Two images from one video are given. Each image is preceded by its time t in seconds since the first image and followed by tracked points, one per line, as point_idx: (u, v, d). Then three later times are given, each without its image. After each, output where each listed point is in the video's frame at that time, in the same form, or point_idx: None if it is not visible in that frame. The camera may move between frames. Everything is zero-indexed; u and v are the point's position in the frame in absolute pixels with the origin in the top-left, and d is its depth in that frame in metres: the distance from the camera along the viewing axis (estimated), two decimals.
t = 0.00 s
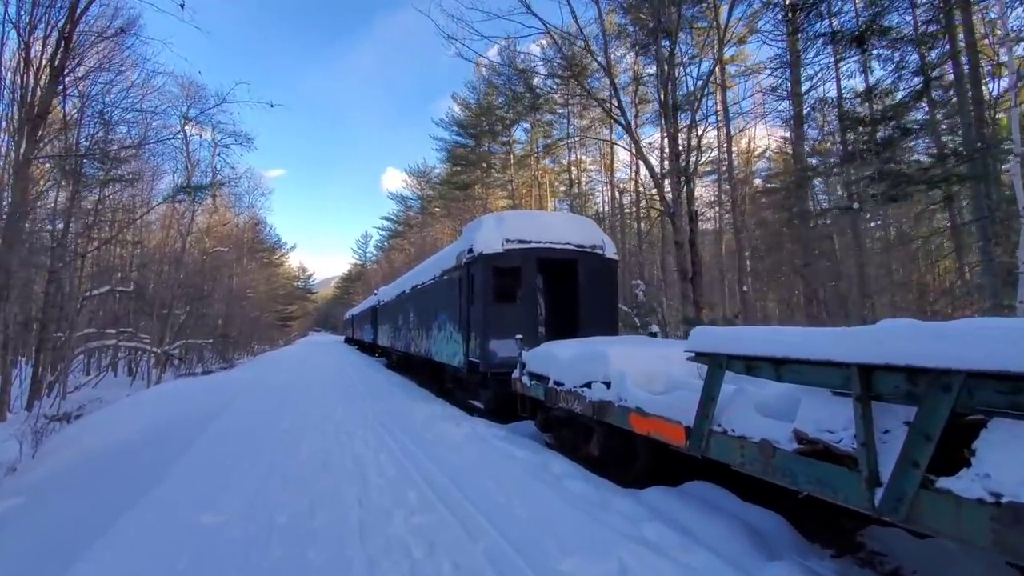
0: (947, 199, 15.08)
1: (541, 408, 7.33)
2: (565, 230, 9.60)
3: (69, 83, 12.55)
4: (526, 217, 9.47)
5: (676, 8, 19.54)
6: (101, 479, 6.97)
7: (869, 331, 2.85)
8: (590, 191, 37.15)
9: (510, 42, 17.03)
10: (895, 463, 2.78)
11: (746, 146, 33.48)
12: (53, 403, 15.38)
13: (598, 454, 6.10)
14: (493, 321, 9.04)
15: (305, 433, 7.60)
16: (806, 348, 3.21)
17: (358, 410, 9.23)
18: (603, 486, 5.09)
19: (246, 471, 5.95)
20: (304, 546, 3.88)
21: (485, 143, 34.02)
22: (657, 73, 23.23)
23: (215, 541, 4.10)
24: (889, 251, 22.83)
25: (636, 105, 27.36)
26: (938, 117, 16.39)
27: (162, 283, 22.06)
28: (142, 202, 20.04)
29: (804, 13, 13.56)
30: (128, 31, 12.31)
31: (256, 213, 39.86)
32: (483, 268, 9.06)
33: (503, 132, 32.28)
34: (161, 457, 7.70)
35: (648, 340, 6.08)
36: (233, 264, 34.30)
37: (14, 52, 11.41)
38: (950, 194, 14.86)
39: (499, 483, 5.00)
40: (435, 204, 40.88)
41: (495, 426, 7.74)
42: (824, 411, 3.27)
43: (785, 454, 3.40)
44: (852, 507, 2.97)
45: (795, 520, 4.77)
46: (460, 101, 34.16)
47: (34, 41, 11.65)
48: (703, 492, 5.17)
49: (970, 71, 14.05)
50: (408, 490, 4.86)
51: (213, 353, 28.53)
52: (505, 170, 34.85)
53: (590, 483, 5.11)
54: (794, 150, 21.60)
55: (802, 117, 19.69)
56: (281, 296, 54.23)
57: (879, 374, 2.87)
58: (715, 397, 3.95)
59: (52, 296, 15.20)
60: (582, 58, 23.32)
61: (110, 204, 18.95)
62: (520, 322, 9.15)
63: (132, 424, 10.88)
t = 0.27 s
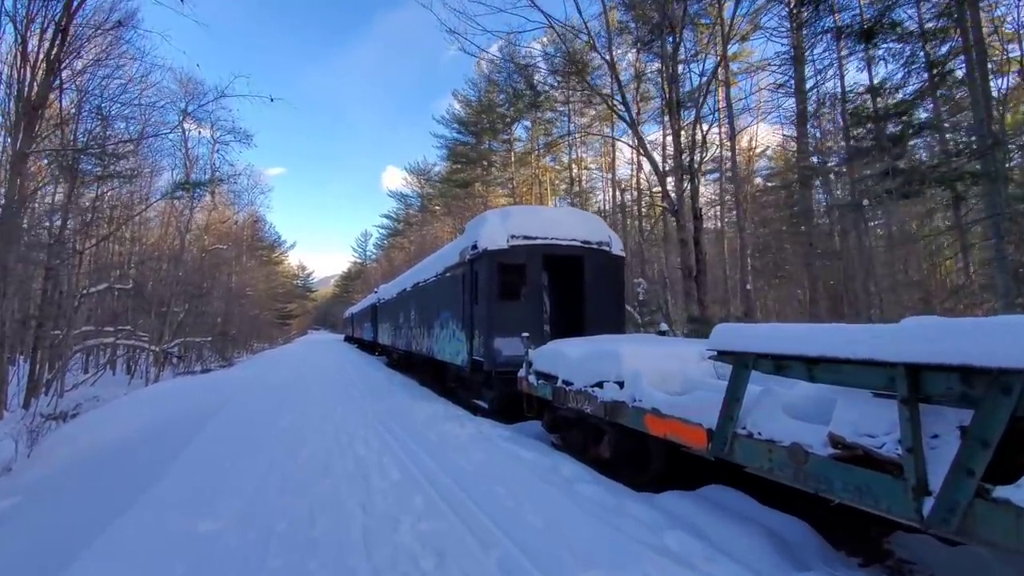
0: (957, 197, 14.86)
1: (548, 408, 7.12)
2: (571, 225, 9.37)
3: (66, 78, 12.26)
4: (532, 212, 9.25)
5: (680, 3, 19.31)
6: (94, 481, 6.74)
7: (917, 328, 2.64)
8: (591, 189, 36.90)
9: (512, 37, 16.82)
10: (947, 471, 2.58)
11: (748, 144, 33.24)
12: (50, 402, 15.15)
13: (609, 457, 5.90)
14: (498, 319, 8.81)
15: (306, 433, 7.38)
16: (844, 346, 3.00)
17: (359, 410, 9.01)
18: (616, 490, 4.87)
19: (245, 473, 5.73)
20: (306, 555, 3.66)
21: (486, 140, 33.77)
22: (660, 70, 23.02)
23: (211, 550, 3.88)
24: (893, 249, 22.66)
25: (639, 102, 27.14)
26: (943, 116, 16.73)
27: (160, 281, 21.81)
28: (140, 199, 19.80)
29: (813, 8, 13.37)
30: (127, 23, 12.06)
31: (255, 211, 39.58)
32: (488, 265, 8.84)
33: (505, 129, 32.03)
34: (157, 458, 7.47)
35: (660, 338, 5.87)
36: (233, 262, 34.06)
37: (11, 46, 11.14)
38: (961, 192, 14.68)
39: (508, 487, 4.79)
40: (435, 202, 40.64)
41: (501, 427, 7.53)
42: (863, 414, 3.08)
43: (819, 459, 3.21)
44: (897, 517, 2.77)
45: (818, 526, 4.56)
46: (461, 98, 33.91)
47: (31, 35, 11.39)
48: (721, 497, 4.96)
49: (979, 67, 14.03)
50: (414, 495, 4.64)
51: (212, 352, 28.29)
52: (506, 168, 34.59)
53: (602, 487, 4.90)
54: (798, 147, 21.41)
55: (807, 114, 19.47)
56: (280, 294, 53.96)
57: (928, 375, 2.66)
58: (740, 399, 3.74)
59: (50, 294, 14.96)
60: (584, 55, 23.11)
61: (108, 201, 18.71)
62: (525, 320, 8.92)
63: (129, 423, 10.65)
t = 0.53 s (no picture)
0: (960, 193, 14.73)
1: (552, 409, 6.92)
2: (573, 221, 9.15)
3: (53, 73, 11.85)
4: (533, 208, 9.02)
5: None
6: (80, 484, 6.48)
7: (969, 328, 2.46)
8: (587, 186, 36.71)
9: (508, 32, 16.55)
10: (1001, 483, 2.39)
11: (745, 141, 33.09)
12: (39, 402, 14.82)
13: (616, 459, 5.69)
14: (498, 317, 8.58)
15: (302, 435, 7.15)
16: (882, 347, 2.82)
17: (357, 410, 8.78)
18: (628, 496, 4.66)
19: (238, 478, 5.49)
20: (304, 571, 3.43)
21: (482, 137, 33.51)
22: (657, 66, 22.85)
23: (202, 564, 3.65)
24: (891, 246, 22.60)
25: (636, 99, 26.94)
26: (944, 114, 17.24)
27: (151, 279, 21.47)
28: (131, 195, 19.44)
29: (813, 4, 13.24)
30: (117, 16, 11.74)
31: (248, 208, 39.14)
32: (488, 262, 8.60)
33: (500, 126, 31.77)
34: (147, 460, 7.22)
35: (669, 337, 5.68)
36: (226, 260, 33.70)
37: None
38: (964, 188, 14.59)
39: (516, 494, 4.58)
40: (430, 199, 40.33)
41: (503, 428, 7.31)
42: (902, 420, 2.90)
43: (853, 467, 3.02)
44: (943, 531, 2.58)
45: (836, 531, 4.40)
46: (456, 94, 33.60)
47: (19, 29, 11.05)
48: (735, 501, 4.78)
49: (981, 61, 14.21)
50: (417, 502, 4.43)
51: (205, 350, 27.95)
52: (502, 164, 34.31)
53: (614, 493, 4.69)
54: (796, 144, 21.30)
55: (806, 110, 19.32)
56: (274, 292, 53.49)
57: (981, 379, 2.48)
58: (763, 402, 3.55)
59: (38, 292, 14.60)
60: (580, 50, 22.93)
61: (98, 198, 18.35)
62: (526, 318, 8.70)
63: (119, 423, 10.37)
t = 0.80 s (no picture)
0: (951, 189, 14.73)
1: (549, 408, 6.73)
2: (568, 215, 8.95)
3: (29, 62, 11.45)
4: (527, 201, 8.81)
5: None
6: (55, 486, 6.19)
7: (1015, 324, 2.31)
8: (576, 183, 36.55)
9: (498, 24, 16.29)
10: None
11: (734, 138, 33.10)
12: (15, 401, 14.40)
13: (617, 459, 5.52)
14: (492, 313, 8.37)
15: (290, 436, 6.90)
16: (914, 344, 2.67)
17: (347, 409, 8.54)
18: (633, 498, 4.47)
19: (223, 481, 5.25)
20: None
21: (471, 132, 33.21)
22: (648, 62, 22.73)
23: None
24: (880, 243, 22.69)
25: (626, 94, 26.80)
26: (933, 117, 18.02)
27: (132, 275, 20.99)
28: (111, 189, 18.96)
29: None
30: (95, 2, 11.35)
31: (233, 203, 38.55)
32: (482, 256, 8.38)
33: (489, 121, 31.50)
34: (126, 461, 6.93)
35: (672, 334, 5.51)
36: (210, 256, 33.16)
37: None
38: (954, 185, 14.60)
39: (515, 498, 4.38)
40: (418, 195, 39.97)
41: (499, 427, 7.10)
42: (937, 421, 2.77)
43: (879, 470, 2.87)
44: (982, 539, 2.44)
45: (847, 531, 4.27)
46: (444, 89, 33.26)
47: None
48: (742, 502, 4.63)
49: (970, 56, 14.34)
50: (412, 508, 4.22)
51: (189, 348, 27.46)
52: (491, 160, 34.05)
53: (618, 495, 4.50)
54: (786, 140, 21.29)
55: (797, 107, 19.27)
56: (259, 288, 52.83)
57: None
58: (780, 401, 3.38)
59: (14, 288, 14.17)
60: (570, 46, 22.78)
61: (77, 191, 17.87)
62: (520, 313, 8.48)
63: (98, 423, 10.04)
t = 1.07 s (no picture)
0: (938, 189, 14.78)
1: (545, 409, 6.55)
2: (562, 213, 8.79)
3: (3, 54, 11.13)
4: (520, 198, 8.63)
5: None
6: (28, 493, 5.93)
7: None
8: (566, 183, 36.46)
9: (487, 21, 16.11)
10: None
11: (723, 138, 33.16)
12: None
13: (615, 463, 5.35)
14: (484, 313, 8.18)
15: (276, 439, 6.67)
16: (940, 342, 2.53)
17: (336, 412, 8.33)
18: (634, 504, 4.30)
19: (205, 487, 5.01)
20: None
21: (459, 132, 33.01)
22: (637, 62, 22.68)
23: None
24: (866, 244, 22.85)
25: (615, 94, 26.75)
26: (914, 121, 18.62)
27: (114, 274, 20.59)
28: (91, 186, 18.56)
29: None
30: None
31: (218, 202, 38.05)
32: (473, 255, 8.19)
33: (478, 121, 31.32)
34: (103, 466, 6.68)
35: (672, 333, 5.34)
36: (194, 256, 32.71)
37: None
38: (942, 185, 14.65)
39: (511, 505, 4.20)
40: (407, 194, 39.68)
41: (492, 430, 6.91)
42: (963, 424, 2.62)
43: (900, 475, 2.71)
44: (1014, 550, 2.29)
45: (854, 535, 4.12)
46: (433, 88, 33.03)
47: None
48: (746, 507, 4.47)
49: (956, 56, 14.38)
50: (403, 518, 4.03)
51: (173, 349, 27.01)
52: (480, 160, 33.86)
53: (619, 501, 4.33)
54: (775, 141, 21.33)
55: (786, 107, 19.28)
56: (246, 289, 52.25)
57: None
58: (792, 403, 3.22)
59: None
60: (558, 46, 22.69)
61: (55, 188, 17.47)
62: (512, 313, 8.28)
63: (76, 426, 9.74)
